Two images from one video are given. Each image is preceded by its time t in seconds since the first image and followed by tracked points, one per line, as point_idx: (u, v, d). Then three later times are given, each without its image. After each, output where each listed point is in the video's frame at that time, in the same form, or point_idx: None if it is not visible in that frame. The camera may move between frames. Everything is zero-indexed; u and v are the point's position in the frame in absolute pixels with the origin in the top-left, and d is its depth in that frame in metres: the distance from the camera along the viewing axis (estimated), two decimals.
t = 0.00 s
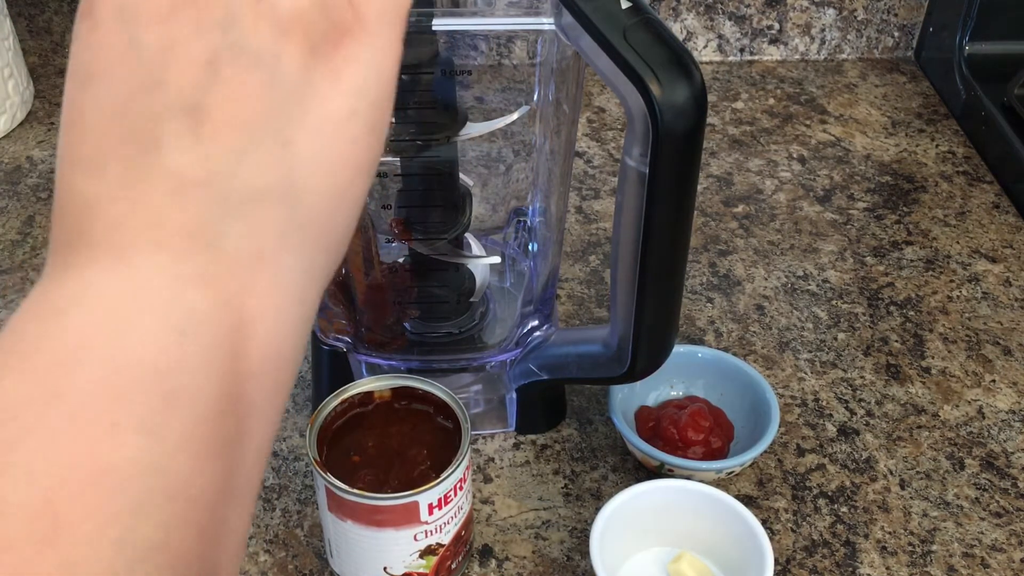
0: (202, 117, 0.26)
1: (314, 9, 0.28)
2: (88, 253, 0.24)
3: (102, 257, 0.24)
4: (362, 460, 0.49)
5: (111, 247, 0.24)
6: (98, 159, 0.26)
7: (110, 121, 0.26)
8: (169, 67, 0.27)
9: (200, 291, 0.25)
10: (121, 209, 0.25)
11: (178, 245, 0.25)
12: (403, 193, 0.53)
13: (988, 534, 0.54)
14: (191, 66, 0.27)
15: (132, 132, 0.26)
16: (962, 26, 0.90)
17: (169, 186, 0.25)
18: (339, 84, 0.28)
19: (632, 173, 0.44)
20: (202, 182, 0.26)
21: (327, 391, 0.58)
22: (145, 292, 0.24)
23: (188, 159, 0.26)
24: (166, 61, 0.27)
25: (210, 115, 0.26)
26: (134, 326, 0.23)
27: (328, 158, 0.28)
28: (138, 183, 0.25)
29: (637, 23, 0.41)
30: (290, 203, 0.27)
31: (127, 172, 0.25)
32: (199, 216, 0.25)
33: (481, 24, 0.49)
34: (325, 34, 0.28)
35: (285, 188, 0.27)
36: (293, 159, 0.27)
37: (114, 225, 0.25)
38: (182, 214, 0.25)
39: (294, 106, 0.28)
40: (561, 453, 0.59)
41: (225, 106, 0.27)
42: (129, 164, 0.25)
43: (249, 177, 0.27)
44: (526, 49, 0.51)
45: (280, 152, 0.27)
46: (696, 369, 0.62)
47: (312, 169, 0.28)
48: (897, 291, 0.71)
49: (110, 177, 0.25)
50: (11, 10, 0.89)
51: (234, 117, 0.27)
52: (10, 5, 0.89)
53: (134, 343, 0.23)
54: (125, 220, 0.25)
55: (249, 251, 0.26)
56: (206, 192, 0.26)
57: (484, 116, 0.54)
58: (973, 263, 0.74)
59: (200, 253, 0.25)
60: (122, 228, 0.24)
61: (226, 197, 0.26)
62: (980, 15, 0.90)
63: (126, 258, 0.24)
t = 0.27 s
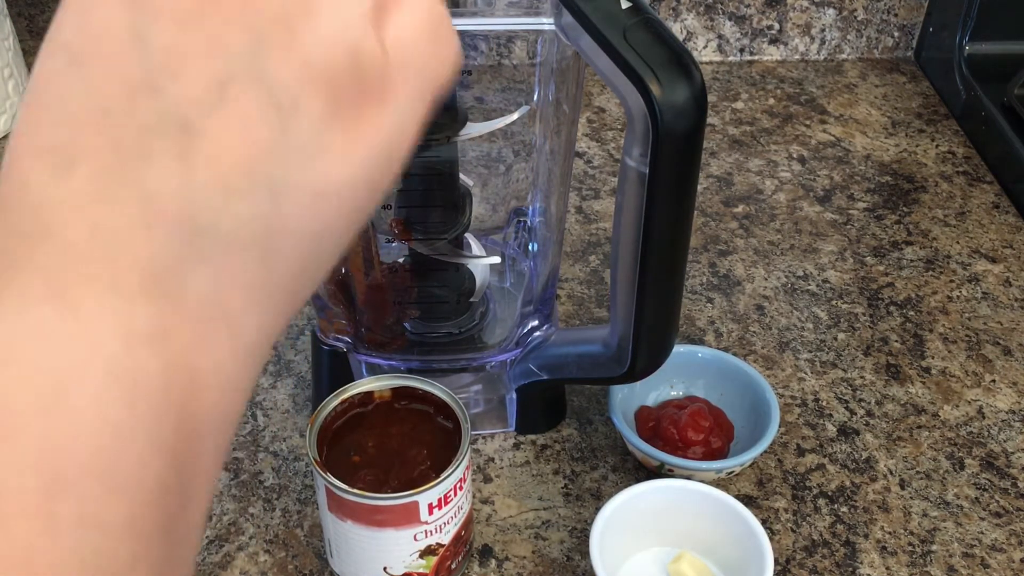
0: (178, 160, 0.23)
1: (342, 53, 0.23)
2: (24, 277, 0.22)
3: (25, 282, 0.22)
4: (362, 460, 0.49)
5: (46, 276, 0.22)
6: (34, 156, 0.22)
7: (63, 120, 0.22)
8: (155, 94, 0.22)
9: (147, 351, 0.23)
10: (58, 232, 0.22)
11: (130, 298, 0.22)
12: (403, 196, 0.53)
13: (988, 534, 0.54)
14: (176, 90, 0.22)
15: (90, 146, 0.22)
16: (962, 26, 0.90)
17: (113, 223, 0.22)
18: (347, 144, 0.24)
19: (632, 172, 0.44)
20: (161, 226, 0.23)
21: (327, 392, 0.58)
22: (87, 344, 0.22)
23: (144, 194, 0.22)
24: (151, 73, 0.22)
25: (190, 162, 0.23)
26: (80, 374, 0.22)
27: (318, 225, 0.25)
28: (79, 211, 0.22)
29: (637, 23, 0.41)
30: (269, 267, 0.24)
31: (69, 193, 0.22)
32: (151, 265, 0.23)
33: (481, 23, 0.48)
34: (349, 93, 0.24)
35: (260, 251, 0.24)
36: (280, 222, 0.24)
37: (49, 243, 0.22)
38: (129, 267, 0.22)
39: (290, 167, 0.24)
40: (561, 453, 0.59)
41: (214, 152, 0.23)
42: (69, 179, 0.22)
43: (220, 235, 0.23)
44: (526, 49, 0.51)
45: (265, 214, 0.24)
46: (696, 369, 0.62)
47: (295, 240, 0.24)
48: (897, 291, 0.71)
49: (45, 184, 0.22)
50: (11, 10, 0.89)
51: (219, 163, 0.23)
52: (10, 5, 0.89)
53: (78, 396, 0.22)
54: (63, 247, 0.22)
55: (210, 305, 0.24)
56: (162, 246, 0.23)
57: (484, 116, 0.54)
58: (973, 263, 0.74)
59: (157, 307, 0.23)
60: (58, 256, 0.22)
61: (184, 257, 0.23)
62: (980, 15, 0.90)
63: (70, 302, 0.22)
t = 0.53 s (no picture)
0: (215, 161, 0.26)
1: (340, 80, 0.28)
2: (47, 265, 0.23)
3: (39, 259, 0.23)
4: (362, 460, 0.49)
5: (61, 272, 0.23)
6: (53, 154, 0.24)
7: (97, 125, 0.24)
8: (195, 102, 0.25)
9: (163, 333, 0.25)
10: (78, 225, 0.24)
11: (139, 286, 0.24)
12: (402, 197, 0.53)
13: (988, 534, 0.54)
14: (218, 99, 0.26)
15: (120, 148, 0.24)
16: (962, 26, 0.90)
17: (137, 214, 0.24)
18: (341, 158, 0.29)
19: (632, 172, 0.44)
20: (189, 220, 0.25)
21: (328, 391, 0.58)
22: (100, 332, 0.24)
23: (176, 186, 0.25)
24: (187, 84, 0.25)
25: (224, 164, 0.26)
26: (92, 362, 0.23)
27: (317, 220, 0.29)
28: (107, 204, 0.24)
29: (637, 23, 0.41)
30: (267, 260, 0.28)
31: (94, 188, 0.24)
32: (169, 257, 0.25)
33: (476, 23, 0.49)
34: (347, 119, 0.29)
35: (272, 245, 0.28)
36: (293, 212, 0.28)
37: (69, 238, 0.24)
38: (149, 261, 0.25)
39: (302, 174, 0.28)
40: (561, 453, 0.59)
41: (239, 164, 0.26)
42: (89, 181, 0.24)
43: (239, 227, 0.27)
44: (526, 49, 0.51)
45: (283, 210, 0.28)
46: (696, 369, 0.62)
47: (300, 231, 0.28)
48: (897, 291, 0.71)
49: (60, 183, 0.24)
50: (11, 10, 0.89)
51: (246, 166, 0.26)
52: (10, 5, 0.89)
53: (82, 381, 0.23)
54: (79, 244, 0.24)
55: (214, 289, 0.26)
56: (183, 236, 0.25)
57: (484, 116, 0.54)
58: (973, 263, 0.74)
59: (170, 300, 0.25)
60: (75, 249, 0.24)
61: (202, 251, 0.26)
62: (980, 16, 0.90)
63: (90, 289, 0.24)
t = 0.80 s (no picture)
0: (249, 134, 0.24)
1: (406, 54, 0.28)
2: (72, 268, 0.22)
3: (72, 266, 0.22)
4: (362, 460, 0.49)
5: (97, 256, 0.22)
6: (117, 132, 0.23)
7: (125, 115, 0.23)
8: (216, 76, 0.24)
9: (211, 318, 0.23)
10: (113, 228, 0.23)
11: (206, 260, 0.23)
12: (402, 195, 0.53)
13: (988, 534, 0.54)
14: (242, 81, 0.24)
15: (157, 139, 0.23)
16: (962, 26, 0.90)
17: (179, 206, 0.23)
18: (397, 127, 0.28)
19: (632, 173, 0.44)
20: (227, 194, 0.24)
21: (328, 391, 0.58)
22: (117, 328, 0.22)
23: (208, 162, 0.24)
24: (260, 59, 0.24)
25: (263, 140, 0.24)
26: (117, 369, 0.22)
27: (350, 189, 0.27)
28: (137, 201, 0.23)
29: (637, 23, 0.41)
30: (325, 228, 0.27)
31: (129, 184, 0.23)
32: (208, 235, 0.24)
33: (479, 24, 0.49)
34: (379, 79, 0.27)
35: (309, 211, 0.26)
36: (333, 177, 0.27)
37: (100, 237, 0.23)
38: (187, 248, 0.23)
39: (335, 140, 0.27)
40: (561, 452, 0.59)
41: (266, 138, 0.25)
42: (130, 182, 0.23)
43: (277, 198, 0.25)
44: (526, 49, 0.51)
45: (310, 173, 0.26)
46: (696, 369, 0.62)
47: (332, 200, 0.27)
48: (897, 291, 0.71)
49: (131, 162, 0.23)
50: (11, 10, 0.89)
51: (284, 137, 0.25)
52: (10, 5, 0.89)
53: (118, 403, 0.21)
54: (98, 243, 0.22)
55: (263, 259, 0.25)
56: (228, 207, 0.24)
57: (484, 116, 0.54)
58: (973, 263, 0.74)
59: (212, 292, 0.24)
60: (111, 245, 0.23)
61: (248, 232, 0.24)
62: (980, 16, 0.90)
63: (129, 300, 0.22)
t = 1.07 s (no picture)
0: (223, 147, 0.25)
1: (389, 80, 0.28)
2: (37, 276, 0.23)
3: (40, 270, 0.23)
4: (362, 460, 0.49)
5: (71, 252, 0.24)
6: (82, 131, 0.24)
7: (89, 121, 0.24)
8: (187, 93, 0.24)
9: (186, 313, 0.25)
10: (84, 224, 0.23)
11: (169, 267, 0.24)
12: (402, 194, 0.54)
13: (988, 534, 0.54)
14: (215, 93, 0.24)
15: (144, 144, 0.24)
16: (963, 26, 0.90)
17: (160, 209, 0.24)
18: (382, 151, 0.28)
19: (632, 172, 0.44)
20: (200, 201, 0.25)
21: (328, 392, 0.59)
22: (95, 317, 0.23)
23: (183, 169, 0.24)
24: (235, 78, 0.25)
25: (237, 144, 0.25)
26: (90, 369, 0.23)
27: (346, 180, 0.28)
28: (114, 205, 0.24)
29: (637, 23, 0.41)
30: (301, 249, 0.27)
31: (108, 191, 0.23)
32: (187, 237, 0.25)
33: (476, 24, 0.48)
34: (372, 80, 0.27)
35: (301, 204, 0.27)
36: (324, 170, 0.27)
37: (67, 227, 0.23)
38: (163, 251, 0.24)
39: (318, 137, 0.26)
40: (561, 452, 0.59)
41: (251, 128, 0.25)
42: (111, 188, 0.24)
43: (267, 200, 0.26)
44: (526, 49, 0.51)
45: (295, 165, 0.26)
46: (696, 369, 0.62)
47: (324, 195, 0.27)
48: (897, 291, 0.71)
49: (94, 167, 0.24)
50: (12, 10, 0.89)
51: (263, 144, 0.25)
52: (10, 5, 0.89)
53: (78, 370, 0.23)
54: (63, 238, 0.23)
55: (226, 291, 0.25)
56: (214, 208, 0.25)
57: (484, 116, 0.54)
58: (973, 263, 0.74)
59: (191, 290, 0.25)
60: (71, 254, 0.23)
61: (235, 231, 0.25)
62: (980, 16, 0.90)
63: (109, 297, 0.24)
